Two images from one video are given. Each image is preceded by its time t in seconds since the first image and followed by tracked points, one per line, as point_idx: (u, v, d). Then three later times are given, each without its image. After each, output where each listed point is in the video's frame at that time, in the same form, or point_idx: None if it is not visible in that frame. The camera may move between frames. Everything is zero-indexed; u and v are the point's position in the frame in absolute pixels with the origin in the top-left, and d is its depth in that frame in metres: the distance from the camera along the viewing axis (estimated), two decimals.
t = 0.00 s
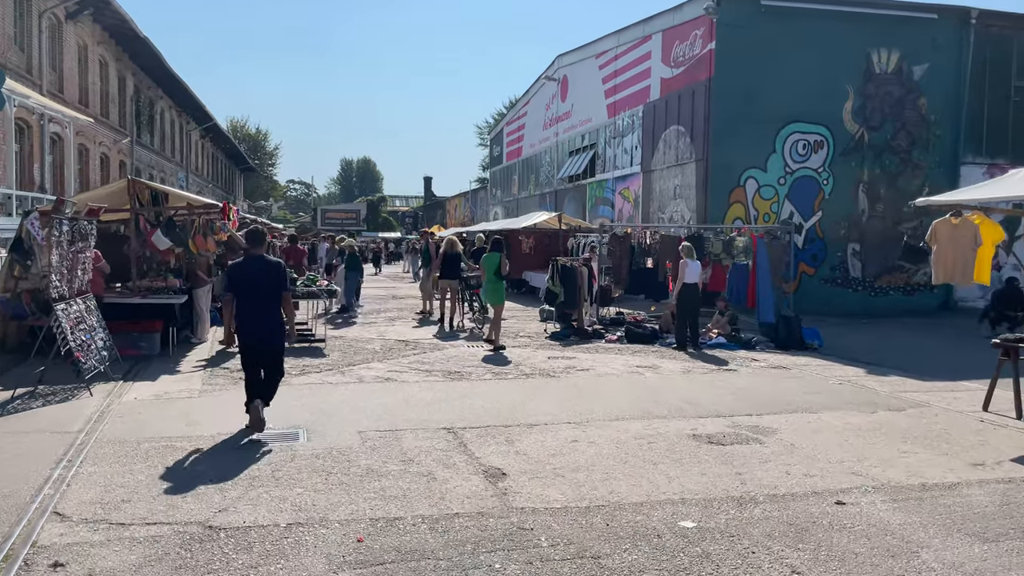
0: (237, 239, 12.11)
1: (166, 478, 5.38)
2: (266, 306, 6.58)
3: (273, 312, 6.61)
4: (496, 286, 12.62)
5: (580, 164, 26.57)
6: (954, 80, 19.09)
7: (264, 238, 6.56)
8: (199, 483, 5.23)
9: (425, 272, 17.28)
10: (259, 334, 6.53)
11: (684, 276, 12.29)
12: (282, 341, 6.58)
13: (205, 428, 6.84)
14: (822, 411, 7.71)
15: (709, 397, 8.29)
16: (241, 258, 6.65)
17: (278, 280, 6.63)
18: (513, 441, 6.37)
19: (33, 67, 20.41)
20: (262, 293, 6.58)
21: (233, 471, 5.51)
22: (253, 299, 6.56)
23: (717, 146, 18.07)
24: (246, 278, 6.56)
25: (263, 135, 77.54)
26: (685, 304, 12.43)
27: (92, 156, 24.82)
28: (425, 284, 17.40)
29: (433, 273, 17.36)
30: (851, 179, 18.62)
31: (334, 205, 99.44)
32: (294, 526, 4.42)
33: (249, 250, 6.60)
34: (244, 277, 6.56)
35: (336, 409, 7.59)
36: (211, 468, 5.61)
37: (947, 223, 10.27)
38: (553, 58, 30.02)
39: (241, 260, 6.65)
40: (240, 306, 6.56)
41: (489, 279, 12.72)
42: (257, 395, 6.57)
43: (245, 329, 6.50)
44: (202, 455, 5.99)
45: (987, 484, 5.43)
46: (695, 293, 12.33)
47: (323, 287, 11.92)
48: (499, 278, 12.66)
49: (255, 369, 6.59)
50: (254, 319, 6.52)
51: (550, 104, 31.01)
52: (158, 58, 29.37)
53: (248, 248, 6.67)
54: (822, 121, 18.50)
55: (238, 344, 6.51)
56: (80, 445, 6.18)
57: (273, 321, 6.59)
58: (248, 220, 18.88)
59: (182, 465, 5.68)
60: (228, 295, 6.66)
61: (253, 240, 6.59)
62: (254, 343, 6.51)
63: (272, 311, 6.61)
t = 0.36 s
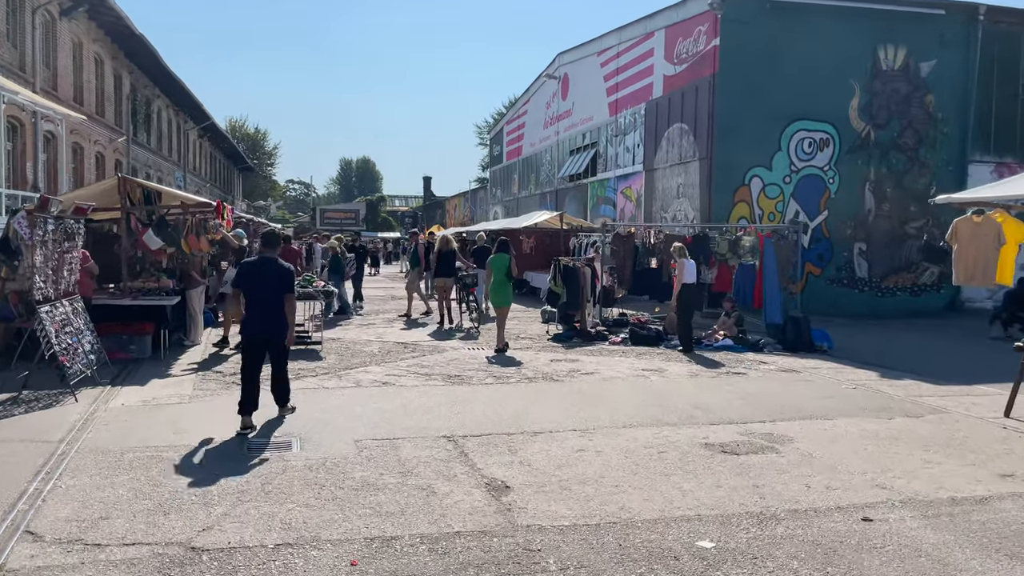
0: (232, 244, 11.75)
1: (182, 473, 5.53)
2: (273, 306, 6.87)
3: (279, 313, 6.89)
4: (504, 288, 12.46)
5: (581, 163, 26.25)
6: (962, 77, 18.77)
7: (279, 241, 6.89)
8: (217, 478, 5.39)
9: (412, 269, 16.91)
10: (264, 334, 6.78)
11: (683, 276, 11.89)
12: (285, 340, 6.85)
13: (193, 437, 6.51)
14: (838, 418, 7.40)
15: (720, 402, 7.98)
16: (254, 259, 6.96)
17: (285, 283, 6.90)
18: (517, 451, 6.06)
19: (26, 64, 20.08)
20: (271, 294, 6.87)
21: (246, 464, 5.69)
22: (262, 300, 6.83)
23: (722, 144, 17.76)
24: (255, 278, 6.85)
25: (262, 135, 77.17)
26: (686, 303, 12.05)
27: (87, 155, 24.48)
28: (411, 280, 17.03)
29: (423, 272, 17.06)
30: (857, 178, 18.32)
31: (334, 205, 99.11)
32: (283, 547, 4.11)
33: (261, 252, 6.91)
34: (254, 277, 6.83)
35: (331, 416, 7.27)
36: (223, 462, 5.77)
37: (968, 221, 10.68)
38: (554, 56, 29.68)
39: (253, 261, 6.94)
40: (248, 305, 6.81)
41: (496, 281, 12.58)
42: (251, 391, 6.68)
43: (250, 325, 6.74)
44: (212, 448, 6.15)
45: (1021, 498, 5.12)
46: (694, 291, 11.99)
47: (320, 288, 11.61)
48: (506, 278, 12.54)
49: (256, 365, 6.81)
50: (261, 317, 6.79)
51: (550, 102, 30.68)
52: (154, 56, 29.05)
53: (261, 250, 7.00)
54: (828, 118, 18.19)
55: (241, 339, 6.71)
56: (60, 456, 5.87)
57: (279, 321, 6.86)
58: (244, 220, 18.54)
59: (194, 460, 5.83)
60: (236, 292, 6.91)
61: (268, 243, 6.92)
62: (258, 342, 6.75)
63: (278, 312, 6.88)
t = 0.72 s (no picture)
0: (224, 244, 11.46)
1: (193, 474, 5.60)
2: (284, 300, 7.11)
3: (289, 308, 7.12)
4: (507, 288, 12.15)
5: (581, 162, 25.98)
6: (967, 76, 18.53)
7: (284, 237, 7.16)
8: (227, 479, 5.45)
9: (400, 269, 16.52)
10: (276, 329, 7.00)
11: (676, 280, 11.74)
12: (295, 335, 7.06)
13: (179, 450, 6.20)
14: (852, 428, 7.13)
15: (730, 411, 7.71)
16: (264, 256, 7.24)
17: (295, 278, 7.18)
18: (520, 466, 5.77)
19: (18, 63, 19.77)
20: (282, 289, 7.12)
21: (257, 466, 5.76)
22: (272, 296, 7.08)
23: (724, 144, 17.47)
24: (263, 275, 7.11)
25: (259, 135, 76.82)
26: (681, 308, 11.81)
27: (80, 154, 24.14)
28: (398, 281, 16.65)
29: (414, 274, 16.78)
30: (862, 178, 18.04)
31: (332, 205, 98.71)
32: None
33: (271, 248, 7.19)
34: (263, 274, 7.11)
35: (325, 427, 6.97)
36: (234, 462, 5.85)
37: (989, 225, 12.34)
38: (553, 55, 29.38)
39: (263, 258, 7.22)
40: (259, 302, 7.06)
41: (498, 281, 12.28)
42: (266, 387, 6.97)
43: (261, 322, 7.01)
44: (222, 449, 6.22)
45: None
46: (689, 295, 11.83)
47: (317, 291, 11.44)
48: (510, 278, 12.23)
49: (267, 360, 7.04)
50: (273, 312, 7.02)
51: (550, 102, 30.38)
52: (149, 54, 28.74)
53: (270, 248, 7.27)
54: (833, 118, 17.92)
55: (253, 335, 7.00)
56: (39, 471, 5.57)
57: (290, 316, 7.08)
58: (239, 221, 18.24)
59: (205, 461, 5.91)
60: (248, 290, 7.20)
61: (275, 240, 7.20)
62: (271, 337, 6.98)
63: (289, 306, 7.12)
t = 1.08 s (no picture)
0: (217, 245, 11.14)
1: (204, 463, 5.85)
2: (290, 302, 7.11)
3: (296, 309, 7.12)
4: (513, 290, 11.96)
5: (582, 162, 25.72)
6: (974, 75, 18.30)
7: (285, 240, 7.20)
8: (237, 470, 5.67)
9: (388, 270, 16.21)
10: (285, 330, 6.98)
11: (666, 280, 11.75)
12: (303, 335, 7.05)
13: (170, 460, 5.90)
14: (872, 437, 6.87)
15: (744, 418, 7.44)
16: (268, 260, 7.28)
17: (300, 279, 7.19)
18: (528, 479, 5.50)
19: (11, 61, 19.47)
20: (287, 291, 7.12)
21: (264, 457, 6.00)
22: (281, 298, 7.08)
23: (729, 144, 17.21)
24: (268, 277, 7.14)
25: (257, 135, 76.46)
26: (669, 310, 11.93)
27: (74, 154, 23.83)
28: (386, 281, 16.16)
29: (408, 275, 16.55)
30: (868, 178, 17.79)
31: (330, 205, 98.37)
32: None
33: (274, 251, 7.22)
34: (269, 276, 7.12)
35: (323, 435, 6.68)
36: (242, 454, 6.10)
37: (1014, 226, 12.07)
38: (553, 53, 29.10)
39: (267, 262, 7.23)
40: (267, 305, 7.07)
41: (503, 282, 12.07)
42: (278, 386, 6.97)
43: (269, 324, 7.00)
44: (234, 442, 6.49)
45: None
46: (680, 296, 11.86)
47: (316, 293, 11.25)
48: (515, 280, 12.02)
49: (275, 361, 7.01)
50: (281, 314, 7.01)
51: (550, 101, 30.10)
52: (145, 53, 28.44)
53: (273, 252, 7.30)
54: (838, 117, 17.67)
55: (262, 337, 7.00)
56: (21, 484, 5.29)
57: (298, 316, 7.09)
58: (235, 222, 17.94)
59: (215, 452, 6.17)
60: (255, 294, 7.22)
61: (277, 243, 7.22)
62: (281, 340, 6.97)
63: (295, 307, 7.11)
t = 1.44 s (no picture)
0: (213, 249, 10.89)
1: (222, 459, 5.99)
2: (300, 303, 7.41)
3: (305, 310, 7.44)
4: (518, 290, 11.70)
5: (583, 162, 25.46)
6: (982, 74, 18.06)
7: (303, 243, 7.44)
8: (257, 463, 5.87)
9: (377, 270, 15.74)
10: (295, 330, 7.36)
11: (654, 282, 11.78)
12: (312, 335, 7.42)
13: (161, 474, 5.61)
14: (893, 447, 6.61)
15: (758, 427, 7.17)
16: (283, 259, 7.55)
17: (312, 281, 7.46)
18: (538, 494, 5.23)
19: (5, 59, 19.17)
20: (298, 292, 7.42)
21: (280, 453, 6.16)
22: (292, 298, 7.39)
23: (734, 143, 16.93)
24: (283, 277, 7.43)
25: (255, 135, 76.08)
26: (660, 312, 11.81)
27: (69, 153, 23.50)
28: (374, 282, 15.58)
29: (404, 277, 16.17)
30: (875, 178, 17.52)
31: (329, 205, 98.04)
32: None
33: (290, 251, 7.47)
34: (282, 276, 7.41)
35: (321, 446, 6.40)
36: (259, 449, 6.26)
37: None
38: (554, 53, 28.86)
39: (282, 260, 7.52)
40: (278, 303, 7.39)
41: (508, 282, 11.81)
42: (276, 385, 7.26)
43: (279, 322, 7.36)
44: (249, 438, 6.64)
45: None
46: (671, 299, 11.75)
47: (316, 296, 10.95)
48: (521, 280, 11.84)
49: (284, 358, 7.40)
50: (291, 314, 7.36)
51: (551, 101, 29.84)
52: (142, 52, 28.14)
53: (289, 252, 7.57)
54: (845, 116, 17.40)
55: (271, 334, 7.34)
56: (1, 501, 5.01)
57: (308, 317, 7.44)
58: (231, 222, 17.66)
59: (232, 449, 6.31)
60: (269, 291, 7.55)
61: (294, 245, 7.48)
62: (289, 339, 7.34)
63: (304, 307, 7.43)
